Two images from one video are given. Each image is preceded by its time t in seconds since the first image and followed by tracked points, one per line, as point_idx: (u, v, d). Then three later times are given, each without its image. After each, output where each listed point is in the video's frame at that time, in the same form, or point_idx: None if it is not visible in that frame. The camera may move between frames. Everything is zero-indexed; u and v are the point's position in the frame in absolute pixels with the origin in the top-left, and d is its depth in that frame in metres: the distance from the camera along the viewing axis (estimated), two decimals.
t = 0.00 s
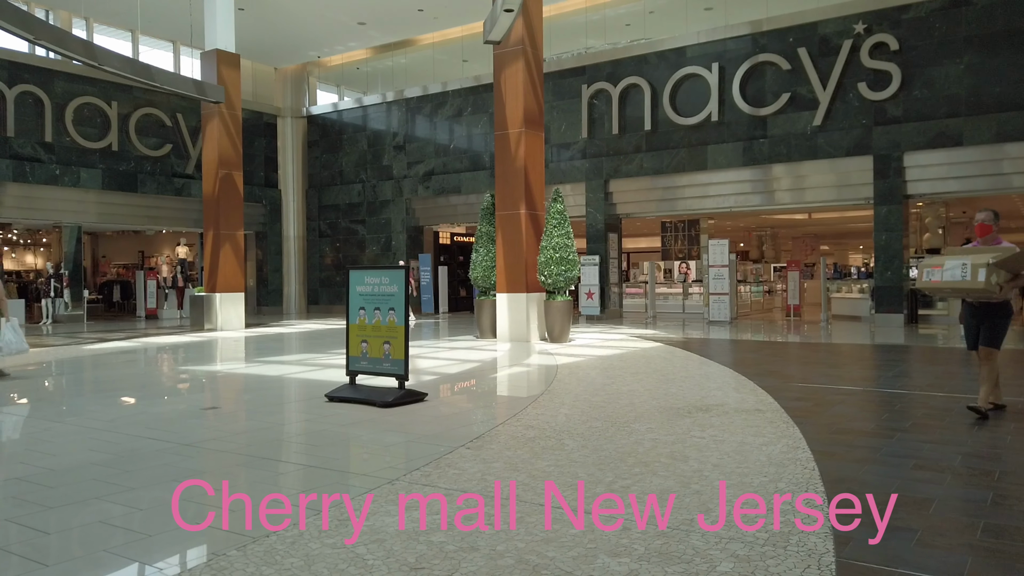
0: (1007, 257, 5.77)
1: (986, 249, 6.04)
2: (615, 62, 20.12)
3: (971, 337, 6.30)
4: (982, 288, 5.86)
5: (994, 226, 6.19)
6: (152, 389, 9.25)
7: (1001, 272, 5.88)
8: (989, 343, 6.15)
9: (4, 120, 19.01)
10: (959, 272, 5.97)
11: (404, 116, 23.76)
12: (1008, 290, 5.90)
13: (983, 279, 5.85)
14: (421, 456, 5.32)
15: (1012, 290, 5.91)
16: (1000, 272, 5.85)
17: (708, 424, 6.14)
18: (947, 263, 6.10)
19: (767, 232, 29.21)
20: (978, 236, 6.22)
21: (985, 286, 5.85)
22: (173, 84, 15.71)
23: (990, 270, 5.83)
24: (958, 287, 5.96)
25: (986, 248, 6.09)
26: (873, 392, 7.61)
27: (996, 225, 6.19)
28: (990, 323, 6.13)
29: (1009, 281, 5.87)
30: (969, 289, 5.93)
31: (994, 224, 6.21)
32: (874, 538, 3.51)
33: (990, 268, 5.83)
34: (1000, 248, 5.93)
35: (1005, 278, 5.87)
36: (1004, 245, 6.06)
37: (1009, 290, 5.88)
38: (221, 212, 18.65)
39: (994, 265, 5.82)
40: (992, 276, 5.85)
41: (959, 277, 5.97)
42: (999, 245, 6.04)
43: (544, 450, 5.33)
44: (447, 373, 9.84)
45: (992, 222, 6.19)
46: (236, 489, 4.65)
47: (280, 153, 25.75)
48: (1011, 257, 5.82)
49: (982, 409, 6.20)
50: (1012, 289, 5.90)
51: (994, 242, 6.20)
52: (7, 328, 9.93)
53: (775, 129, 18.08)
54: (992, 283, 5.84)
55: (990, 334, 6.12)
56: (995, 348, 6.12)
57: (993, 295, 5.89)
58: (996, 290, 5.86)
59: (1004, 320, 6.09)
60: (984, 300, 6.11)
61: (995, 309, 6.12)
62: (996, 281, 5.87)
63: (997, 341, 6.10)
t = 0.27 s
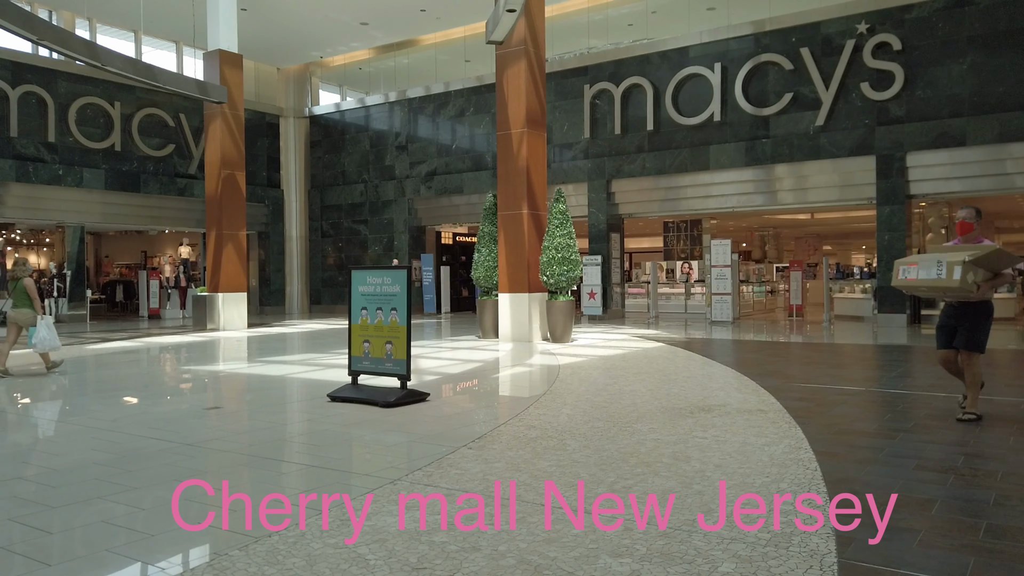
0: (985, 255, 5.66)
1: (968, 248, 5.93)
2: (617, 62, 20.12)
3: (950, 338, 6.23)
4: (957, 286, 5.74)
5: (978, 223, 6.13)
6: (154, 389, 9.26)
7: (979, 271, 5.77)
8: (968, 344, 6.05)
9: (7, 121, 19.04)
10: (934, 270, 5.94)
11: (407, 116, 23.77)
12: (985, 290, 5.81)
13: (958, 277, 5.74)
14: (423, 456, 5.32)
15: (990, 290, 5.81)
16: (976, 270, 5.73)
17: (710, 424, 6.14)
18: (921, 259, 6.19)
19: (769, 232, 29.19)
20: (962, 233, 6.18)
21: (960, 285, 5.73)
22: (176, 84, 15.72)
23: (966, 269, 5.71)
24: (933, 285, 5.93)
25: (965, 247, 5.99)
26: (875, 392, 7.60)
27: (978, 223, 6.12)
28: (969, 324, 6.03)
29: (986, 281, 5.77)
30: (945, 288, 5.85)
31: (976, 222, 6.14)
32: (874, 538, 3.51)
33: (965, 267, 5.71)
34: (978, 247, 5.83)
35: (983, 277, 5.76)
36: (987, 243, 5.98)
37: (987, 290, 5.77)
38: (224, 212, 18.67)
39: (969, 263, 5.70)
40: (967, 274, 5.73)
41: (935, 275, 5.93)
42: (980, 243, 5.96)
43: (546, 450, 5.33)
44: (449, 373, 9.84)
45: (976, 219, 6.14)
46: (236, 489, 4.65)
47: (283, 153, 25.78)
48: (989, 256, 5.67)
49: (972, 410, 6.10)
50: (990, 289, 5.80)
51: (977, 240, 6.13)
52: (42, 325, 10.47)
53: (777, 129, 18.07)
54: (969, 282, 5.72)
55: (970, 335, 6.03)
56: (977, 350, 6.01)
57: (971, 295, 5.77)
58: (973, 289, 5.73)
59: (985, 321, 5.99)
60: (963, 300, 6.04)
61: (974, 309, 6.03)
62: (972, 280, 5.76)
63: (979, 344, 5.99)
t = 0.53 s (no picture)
0: (947, 257, 5.43)
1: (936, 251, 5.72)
2: (619, 62, 20.10)
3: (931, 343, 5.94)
4: (919, 290, 5.56)
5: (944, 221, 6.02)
6: (156, 389, 9.27)
7: (944, 273, 5.57)
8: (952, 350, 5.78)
9: (9, 120, 19.06)
10: (896, 275, 5.80)
11: (408, 116, 23.77)
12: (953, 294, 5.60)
13: (920, 280, 5.56)
14: (424, 457, 5.32)
15: (957, 293, 5.61)
16: (939, 273, 5.53)
17: (711, 424, 6.13)
18: (886, 267, 6.09)
19: (771, 232, 29.16)
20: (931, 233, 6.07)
21: (921, 289, 5.54)
22: (177, 84, 15.71)
23: (928, 272, 5.52)
24: (896, 289, 5.79)
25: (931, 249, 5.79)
26: (877, 392, 7.59)
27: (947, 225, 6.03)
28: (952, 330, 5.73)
29: (952, 284, 5.57)
30: (909, 292, 5.68)
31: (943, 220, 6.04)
32: (874, 539, 3.51)
33: (926, 270, 5.54)
34: (942, 248, 5.63)
35: (948, 279, 5.56)
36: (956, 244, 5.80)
37: (954, 293, 5.57)
38: (226, 212, 18.68)
39: (929, 267, 5.52)
40: (930, 278, 5.54)
41: (897, 279, 5.80)
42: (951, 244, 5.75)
43: (547, 451, 5.32)
44: (450, 373, 9.84)
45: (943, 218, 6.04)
46: (236, 489, 4.65)
47: (284, 153, 25.80)
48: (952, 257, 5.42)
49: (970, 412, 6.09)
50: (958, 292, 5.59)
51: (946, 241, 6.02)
52: (70, 321, 10.90)
53: (779, 129, 18.05)
54: (932, 285, 5.51)
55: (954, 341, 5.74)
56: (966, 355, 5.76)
57: (937, 298, 5.56)
58: (938, 293, 5.53)
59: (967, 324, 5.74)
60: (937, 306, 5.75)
61: (952, 314, 5.73)
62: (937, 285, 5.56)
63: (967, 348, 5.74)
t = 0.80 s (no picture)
0: (916, 252, 5.26)
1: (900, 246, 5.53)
2: (617, 62, 20.09)
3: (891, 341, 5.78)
4: (888, 286, 5.32)
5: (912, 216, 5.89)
6: (154, 389, 9.25)
7: (911, 269, 5.39)
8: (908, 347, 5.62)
9: (7, 120, 19.04)
10: (864, 270, 5.50)
11: (406, 116, 23.75)
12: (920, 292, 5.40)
13: (889, 276, 5.32)
14: (422, 457, 5.31)
15: (923, 290, 5.41)
16: (907, 269, 5.34)
17: (709, 424, 6.13)
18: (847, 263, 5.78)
19: (769, 232, 29.15)
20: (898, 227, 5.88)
21: (890, 284, 5.31)
22: (175, 83, 15.68)
23: (896, 267, 5.31)
24: (861, 285, 5.50)
25: (895, 245, 5.59)
26: (875, 392, 7.58)
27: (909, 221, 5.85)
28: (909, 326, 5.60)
29: (919, 281, 5.38)
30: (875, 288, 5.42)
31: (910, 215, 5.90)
32: (874, 539, 3.51)
33: (895, 265, 5.31)
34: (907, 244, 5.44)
35: (915, 276, 5.37)
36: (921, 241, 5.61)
37: (922, 290, 5.38)
38: (224, 211, 18.66)
39: (897, 262, 5.31)
40: (899, 274, 5.33)
41: (863, 275, 5.52)
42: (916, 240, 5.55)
43: (545, 451, 5.32)
44: (448, 373, 9.77)
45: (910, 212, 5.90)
46: (235, 489, 4.65)
47: (282, 152, 25.78)
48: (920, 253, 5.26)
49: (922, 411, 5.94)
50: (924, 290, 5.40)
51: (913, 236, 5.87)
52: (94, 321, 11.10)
53: (777, 129, 18.05)
54: (900, 281, 5.31)
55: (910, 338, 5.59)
56: (917, 352, 5.59)
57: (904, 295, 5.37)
58: (906, 290, 5.32)
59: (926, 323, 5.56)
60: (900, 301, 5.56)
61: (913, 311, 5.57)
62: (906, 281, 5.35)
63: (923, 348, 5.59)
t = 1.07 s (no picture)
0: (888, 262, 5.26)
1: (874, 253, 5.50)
2: (615, 61, 20.09)
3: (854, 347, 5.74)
4: (860, 296, 5.32)
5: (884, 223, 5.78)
6: (152, 389, 9.24)
7: (883, 278, 5.38)
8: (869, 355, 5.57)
9: (5, 120, 19.02)
10: (837, 277, 5.48)
11: (405, 116, 23.73)
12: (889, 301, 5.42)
13: (861, 286, 5.31)
14: (420, 457, 5.31)
15: (893, 299, 5.44)
16: (880, 279, 5.33)
17: (707, 424, 6.13)
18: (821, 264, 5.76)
19: (769, 231, 29.13)
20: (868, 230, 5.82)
21: (862, 294, 5.32)
22: (173, 83, 15.66)
23: (870, 278, 5.30)
24: (833, 291, 5.51)
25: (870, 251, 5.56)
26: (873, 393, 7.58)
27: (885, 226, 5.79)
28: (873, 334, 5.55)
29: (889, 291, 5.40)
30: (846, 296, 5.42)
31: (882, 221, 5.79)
32: (874, 539, 3.50)
33: (868, 275, 5.30)
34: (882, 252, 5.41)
35: (887, 285, 5.36)
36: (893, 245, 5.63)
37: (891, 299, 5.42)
38: (222, 211, 18.65)
39: (872, 273, 5.29)
40: (872, 283, 5.32)
41: (835, 281, 5.51)
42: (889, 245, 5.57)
43: (543, 451, 5.31)
44: (448, 373, 9.73)
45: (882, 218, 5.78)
46: (236, 489, 4.64)
47: (281, 152, 25.77)
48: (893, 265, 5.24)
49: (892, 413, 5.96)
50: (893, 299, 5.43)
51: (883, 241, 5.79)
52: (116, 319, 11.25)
53: (776, 129, 18.06)
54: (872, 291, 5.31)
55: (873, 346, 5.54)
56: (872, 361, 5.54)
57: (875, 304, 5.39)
58: (877, 299, 5.35)
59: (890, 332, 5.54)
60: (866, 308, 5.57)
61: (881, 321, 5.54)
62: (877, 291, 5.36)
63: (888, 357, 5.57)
